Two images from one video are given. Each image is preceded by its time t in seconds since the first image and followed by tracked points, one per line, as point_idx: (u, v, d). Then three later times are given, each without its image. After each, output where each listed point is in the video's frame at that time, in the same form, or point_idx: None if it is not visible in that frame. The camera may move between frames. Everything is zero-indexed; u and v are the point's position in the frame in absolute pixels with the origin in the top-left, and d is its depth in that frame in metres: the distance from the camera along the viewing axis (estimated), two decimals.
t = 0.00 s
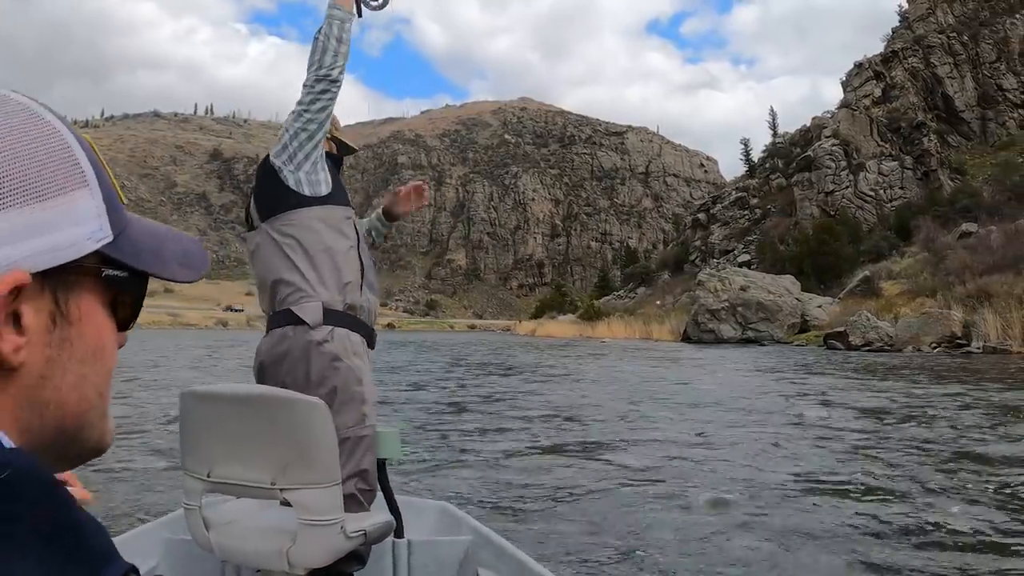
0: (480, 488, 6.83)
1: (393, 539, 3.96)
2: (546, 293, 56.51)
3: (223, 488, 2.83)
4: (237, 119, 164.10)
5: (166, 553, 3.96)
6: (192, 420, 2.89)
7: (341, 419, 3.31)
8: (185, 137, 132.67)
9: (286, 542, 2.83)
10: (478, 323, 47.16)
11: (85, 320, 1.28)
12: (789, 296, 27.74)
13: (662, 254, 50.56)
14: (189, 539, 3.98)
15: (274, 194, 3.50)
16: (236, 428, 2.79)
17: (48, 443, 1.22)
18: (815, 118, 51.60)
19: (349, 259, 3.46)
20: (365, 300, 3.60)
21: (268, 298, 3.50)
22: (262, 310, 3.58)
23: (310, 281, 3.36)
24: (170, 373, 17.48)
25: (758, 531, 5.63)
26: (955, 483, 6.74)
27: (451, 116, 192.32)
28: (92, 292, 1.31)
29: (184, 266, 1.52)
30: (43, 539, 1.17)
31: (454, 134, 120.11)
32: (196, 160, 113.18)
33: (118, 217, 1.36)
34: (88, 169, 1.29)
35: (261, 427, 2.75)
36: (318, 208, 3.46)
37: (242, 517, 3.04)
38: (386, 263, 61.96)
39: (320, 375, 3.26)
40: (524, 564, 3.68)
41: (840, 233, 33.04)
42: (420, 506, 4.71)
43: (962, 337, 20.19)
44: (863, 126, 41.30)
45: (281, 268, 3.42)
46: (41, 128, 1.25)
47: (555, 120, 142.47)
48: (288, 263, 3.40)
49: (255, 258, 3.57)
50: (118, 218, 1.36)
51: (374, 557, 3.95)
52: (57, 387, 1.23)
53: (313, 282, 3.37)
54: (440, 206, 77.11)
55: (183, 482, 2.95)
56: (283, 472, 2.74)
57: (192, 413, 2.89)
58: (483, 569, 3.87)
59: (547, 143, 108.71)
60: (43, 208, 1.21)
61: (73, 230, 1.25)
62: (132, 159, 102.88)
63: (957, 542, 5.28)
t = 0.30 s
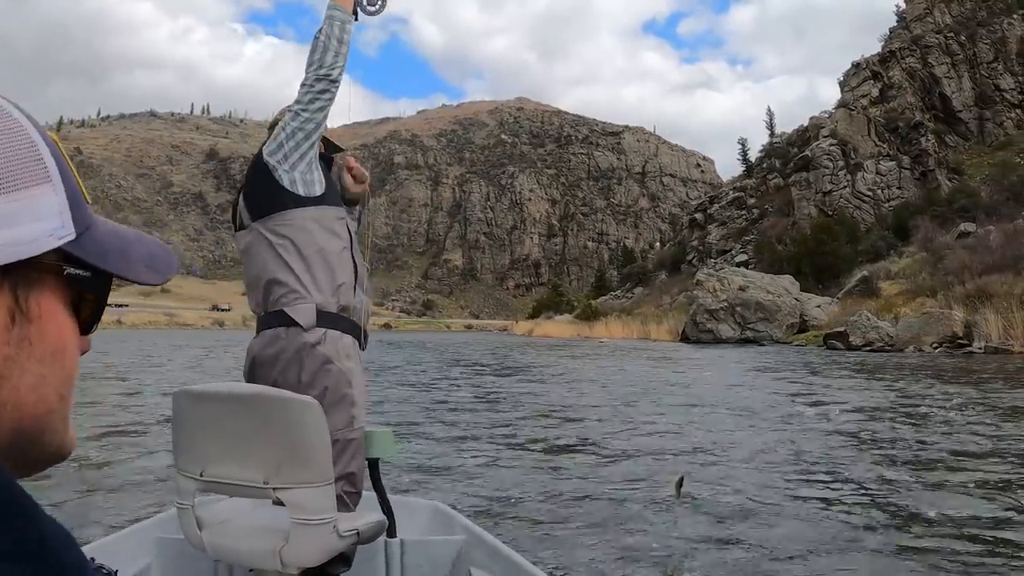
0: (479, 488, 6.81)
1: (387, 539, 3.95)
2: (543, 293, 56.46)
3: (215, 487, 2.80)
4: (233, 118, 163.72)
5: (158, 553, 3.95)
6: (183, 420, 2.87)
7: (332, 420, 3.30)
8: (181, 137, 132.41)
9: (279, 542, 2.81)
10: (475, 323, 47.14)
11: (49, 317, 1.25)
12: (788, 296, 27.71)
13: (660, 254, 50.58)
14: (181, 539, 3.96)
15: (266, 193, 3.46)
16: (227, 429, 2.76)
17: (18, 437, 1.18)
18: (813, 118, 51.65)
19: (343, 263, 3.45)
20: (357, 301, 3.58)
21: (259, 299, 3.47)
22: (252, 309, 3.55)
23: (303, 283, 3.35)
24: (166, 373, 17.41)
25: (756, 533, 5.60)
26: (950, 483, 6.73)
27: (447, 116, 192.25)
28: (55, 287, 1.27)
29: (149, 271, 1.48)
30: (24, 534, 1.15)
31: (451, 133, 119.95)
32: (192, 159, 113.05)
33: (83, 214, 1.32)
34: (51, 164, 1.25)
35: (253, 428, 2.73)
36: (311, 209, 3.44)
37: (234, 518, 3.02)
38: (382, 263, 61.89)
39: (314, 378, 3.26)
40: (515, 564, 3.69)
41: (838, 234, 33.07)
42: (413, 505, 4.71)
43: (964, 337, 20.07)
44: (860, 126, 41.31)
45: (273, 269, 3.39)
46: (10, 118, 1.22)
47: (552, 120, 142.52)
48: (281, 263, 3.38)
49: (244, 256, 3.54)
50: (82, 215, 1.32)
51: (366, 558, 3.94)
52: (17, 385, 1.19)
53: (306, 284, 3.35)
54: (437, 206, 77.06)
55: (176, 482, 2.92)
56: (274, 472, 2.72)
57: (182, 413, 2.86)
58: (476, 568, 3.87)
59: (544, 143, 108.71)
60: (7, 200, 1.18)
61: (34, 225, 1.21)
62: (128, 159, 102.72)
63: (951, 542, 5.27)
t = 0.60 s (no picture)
0: (479, 487, 6.79)
1: (376, 538, 3.93)
2: (541, 293, 56.39)
3: (209, 483, 2.78)
4: (231, 118, 163.40)
5: (148, 545, 3.94)
6: (178, 417, 2.84)
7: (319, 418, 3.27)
8: (178, 137, 132.12)
9: (269, 538, 2.78)
10: (473, 323, 47.09)
11: (86, 342, 1.26)
12: (788, 296, 27.68)
13: (658, 254, 50.58)
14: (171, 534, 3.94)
15: (258, 189, 3.45)
16: (224, 426, 2.74)
17: (50, 452, 1.18)
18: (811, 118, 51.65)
19: (330, 260, 3.41)
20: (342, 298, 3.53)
21: (245, 294, 3.45)
22: (238, 305, 3.52)
23: (288, 278, 3.32)
24: (162, 373, 17.31)
25: (755, 531, 5.60)
26: (952, 483, 6.72)
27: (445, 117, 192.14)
28: (92, 310, 1.28)
29: (172, 288, 1.49)
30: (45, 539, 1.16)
31: (449, 133, 119.86)
32: (190, 159, 112.93)
33: (112, 241, 1.34)
34: (88, 197, 1.27)
35: (247, 427, 2.70)
36: (299, 206, 3.41)
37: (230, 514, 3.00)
38: (380, 263, 61.75)
39: (297, 376, 3.23)
40: (506, 565, 3.64)
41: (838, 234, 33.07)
42: (404, 504, 4.66)
43: (967, 337, 20.12)
44: (859, 127, 41.35)
45: (259, 266, 3.37)
46: (37, 147, 1.23)
47: (549, 121, 142.41)
48: (268, 260, 3.34)
49: (232, 252, 3.51)
50: (113, 243, 1.35)
51: (356, 555, 3.92)
52: (56, 402, 1.20)
53: (288, 281, 3.32)
54: (434, 206, 77.01)
55: (167, 477, 2.91)
56: (267, 469, 2.70)
57: (178, 409, 2.84)
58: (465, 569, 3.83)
59: (542, 143, 108.70)
60: (45, 234, 1.18)
61: (65, 255, 1.20)
62: (126, 159, 102.77)
63: (952, 542, 5.27)
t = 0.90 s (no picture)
0: (476, 487, 6.76)
1: (367, 540, 3.90)
2: (539, 293, 56.32)
3: (196, 485, 2.76)
4: (228, 117, 163.16)
5: (135, 550, 3.90)
6: (164, 418, 2.81)
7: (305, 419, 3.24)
8: (176, 136, 131.96)
9: (258, 540, 2.77)
10: (471, 323, 47.01)
11: (42, 334, 1.25)
12: (789, 296, 27.67)
13: (656, 254, 50.55)
14: (157, 537, 3.90)
15: (250, 189, 3.43)
16: (209, 427, 2.71)
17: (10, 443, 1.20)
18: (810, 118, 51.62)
19: (316, 261, 3.39)
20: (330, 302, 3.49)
21: (228, 292, 3.42)
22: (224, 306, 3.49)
23: (273, 278, 3.29)
24: (159, 373, 17.24)
25: (748, 531, 5.58)
26: (949, 483, 6.70)
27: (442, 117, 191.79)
28: (49, 303, 1.27)
29: (134, 273, 1.45)
30: (2, 530, 1.16)
31: (447, 132, 119.77)
32: (187, 159, 112.73)
33: (68, 226, 1.31)
34: (42, 186, 1.26)
35: (232, 427, 2.68)
36: (287, 207, 3.39)
37: (217, 515, 2.98)
38: (378, 263, 61.66)
39: (278, 374, 3.19)
40: (496, 564, 3.64)
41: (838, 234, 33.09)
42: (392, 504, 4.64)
43: (969, 337, 20.13)
44: (859, 126, 41.35)
45: (244, 265, 3.34)
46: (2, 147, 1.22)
47: (547, 120, 142.27)
48: (255, 262, 3.32)
49: (222, 252, 3.49)
50: (68, 224, 1.31)
51: (346, 557, 3.90)
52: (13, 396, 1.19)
53: (271, 281, 3.28)
54: (433, 205, 76.93)
55: (157, 479, 2.87)
56: (256, 470, 2.68)
57: (164, 410, 2.81)
58: (456, 569, 3.82)
59: (539, 143, 108.72)
60: (5, 221, 1.19)
61: (18, 246, 1.20)
62: (124, 158, 102.59)
63: (946, 541, 5.25)
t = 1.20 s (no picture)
0: (474, 488, 6.74)
1: (354, 541, 3.85)
2: (539, 293, 56.24)
3: (183, 489, 2.74)
4: (227, 117, 162.83)
5: (125, 554, 3.88)
6: (150, 424, 2.78)
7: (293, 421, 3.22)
8: (175, 136, 131.79)
9: (245, 543, 2.78)
10: (471, 323, 46.92)
11: (15, 332, 1.30)
12: (790, 296, 27.68)
13: (656, 253, 50.52)
14: (146, 542, 3.89)
15: (237, 192, 3.41)
16: (196, 431, 2.70)
17: None
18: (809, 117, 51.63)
19: (308, 262, 3.37)
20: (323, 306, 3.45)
21: (218, 294, 3.39)
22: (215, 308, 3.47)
23: (266, 281, 3.27)
24: (157, 373, 17.17)
25: (738, 531, 5.58)
26: (943, 483, 6.69)
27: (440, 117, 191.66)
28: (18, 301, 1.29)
29: (112, 271, 1.44)
30: None
31: (446, 132, 119.64)
32: (186, 159, 112.51)
33: (43, 217, 1.32)
34: (15, 176, 1.27)
35: (221, 431, 2.66)
36: (278, 207, 3.37)
37: (205, 517, 2.98)
38: (377, 262, 61.55)
39: (269, 374, 3.17)
40: (485, 565, 3.64)
41: (839, 233, 33.08)
42: (376, 508, 4.60)
43: (973, 336, 20.15)
44: (859, 126, 41.33)
45: (234, 267, 3.33)
46: None
47: (546, 120, 142.18)
48: (244, 263, 3.30)
49: (212, 254, 3.47)
50: (44, 218, 1.33)
51: (333, 558, 3.83)
52: None
53: (263, 282, 3.26)
54: (432, 205, 76.86)
55: (144, 485, 2.85)
56: (243, 474, 2.67)
57: (150, 415, 2.78)
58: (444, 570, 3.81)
59: (539, 142, 108.61)
60: None
61: None
62: (123, 158, 102.40)
63: (939, 544, 5.26)
